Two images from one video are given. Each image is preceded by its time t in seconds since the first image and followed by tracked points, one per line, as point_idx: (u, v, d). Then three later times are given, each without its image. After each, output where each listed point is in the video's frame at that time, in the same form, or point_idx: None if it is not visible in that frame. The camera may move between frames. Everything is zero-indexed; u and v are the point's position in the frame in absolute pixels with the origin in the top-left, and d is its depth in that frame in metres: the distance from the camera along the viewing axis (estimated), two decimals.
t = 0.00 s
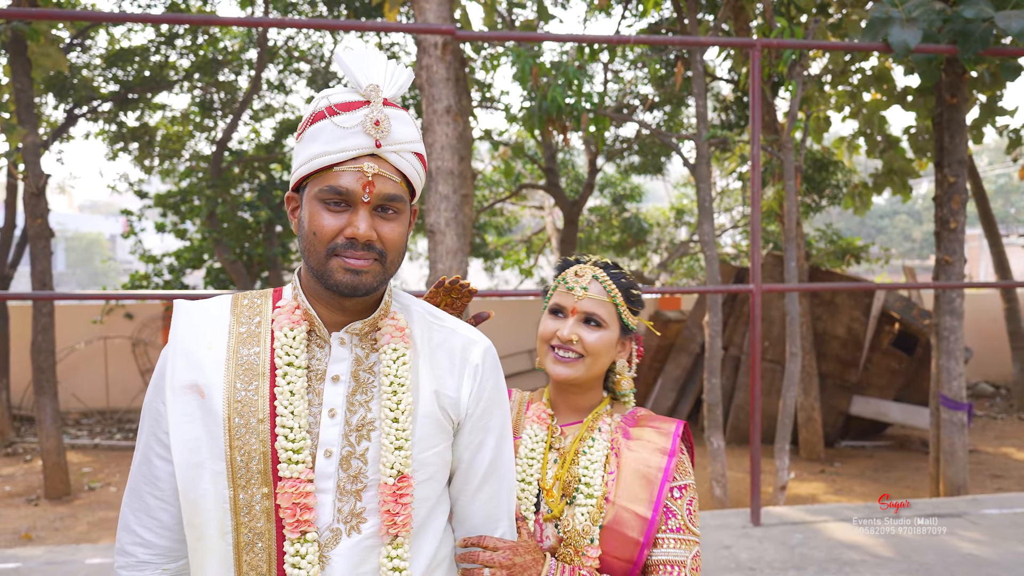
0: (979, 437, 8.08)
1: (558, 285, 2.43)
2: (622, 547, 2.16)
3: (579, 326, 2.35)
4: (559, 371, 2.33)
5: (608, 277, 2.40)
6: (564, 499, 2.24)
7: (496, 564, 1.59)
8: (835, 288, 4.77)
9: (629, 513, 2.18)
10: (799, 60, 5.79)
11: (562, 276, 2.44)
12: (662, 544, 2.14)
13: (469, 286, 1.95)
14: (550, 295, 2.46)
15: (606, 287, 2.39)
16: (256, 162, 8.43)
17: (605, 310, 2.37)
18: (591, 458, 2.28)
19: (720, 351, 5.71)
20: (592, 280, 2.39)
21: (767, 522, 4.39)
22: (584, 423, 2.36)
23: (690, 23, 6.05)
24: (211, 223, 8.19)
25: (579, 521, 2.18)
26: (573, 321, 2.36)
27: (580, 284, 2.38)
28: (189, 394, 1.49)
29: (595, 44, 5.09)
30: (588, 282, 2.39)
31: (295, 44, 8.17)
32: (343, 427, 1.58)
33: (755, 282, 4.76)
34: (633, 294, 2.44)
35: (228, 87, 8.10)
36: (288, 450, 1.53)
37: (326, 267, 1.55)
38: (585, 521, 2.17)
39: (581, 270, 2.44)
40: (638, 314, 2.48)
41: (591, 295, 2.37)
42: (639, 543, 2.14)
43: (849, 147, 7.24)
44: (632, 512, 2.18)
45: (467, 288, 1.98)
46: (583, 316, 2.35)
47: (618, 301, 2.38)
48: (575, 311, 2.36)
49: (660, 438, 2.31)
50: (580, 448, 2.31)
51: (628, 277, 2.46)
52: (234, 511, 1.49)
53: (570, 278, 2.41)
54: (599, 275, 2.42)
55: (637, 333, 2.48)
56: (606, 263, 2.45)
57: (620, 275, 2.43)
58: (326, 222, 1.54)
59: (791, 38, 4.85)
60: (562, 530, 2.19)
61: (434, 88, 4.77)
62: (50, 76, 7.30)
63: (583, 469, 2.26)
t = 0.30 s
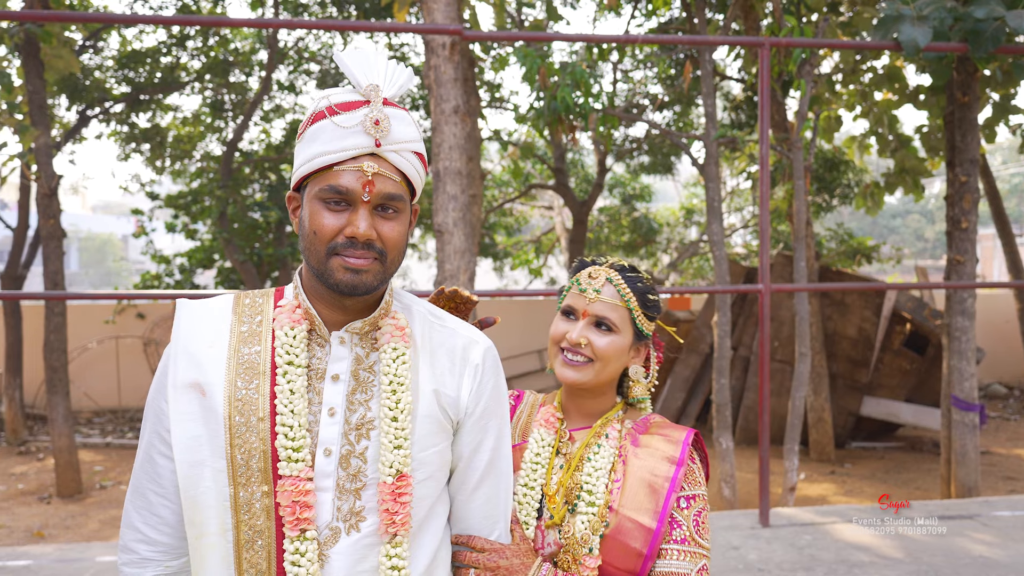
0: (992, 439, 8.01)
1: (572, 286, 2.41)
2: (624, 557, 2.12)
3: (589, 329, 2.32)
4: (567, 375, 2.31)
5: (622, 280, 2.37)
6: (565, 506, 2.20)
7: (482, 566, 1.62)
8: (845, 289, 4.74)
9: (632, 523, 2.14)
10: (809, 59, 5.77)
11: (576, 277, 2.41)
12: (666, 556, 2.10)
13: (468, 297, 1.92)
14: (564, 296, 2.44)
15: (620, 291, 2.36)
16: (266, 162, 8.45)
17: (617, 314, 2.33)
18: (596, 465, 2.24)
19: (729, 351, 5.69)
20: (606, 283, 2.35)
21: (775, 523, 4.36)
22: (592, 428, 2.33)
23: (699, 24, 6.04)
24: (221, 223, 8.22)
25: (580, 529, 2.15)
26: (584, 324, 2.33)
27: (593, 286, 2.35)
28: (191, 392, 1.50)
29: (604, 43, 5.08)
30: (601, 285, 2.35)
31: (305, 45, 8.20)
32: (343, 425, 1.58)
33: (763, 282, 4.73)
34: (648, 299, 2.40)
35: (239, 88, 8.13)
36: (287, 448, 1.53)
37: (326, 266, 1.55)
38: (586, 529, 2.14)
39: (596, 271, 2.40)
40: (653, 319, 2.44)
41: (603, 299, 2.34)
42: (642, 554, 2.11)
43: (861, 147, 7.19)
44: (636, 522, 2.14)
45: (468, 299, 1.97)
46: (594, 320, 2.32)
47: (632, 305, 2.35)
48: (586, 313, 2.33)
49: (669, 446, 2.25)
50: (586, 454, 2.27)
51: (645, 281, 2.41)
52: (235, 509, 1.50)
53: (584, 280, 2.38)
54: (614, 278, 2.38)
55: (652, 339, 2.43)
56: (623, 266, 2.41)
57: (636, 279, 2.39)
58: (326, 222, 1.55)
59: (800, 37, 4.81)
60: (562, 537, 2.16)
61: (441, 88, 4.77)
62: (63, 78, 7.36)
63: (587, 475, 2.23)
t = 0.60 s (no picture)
0: (1004, 440, 7.95)
1: (582, 287, 2.31)
2: (625, 565, 2.02)
3: (596, 332, 2.22)
4: (571, 377, 2.21)
5: (634, 283, 2.26)
6: (567, 510, 2.12)
7: (475, 566, 1.60)
8: (855, 289, 4.69)
9: (633, 531, 2.04)
10: (818, 58, 5.75)
11: (586, 278, 2.31)
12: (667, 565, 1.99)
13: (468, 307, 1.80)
14: (574, 296, 2.34)
15: (630, 294, 2.25)
16: (275, 163, 8.48)
17: (626, 319, 2.23)
18: (598, 470, 2.15)
19: (738, 351, 5.66)
20: (616, 285, 2.25)
21: (784, 525, 4.33)
22: (598, 432, 2.24)
23: (707, 23, 6.03)
24: (231, 224, 8.24)
25: (578, 535, 2.06)
26: (590, 326, 2.23)
27: (602, 288, 2.25)
28: (193, 390, 1.51)
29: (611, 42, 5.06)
30: (611, 287, 2.25)
31: (314, 46, 8.22)
32: (343, 424, 1.58)
33: (772, 282, 4.70)
34: (661, 304, 2.28)
35: (249, 89, 8.16)
36: (287, 446, 1.54)
37: (327, 265, 1.56)
38: (585, 534, 2.05)
39: (607, 272, 2.30)
40: (666, 325, 2.32)
41: (612, 302, 2.23)
42: (642, 563, 2.00)
43: (871, 146, 7.15)
44: (637, 528, 2.04)
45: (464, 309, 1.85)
46: (602, 323, 2.22)
47: (642, 310, 2.24)
48: (594, 315, 2.23)
49: (674, 452, 2.13)
50: (589, 458, 2.18)
51: (659, 285, 2.29)
52: (236, 506, 1.50)
53: (594, 281, 2.28)
54: (626, 281, 2.27)
55: (663, 345, 2.31)
56: (636, 269, 2.30)
57: (648, 282, 2.27)
58: (327, 221, 1.55)
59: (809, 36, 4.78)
60: (562, 543, 2.08)
61: (449, 88, 4.78)
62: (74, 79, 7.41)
63: (590, 480, 2.14)
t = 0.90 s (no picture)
0: (1016, 441, 7.89)
1: (592, 288, 2.29)
2: (624, 571, 2.02)
3: (601, 334, 2.20)
4: (574, 377, 2.20)
5: (644, 287, 2.23)
6: (567, 514, 2.12)
7: (473, 566, 1.61)
8: (865, 289, 4.66)
9: (633, 537, 2.03)
10: (827, 57, 5.72)
11: (597, 279, 2.29)
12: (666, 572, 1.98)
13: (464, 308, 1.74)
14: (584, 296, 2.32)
15: (640, 297, 2.22)
16: (284, 163, 8.51)
17: (633, 322, 2.20)
18: (599, 474, 2.14)
19: (746, 351, 5.65)
20: (626, 287, 2.22)
21: (793, 525, 4.31)
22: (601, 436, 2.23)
23: (716, 23, 6.01)
24: (241, 224, 8.26)
25: (577, 540, 2.07)
26: (597, 327, 2.21)
27: (611, 290, 2.23)
28: (194, 388, 1.52)
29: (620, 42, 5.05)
30: (620, 289, 2.23)
31: (324, 47, 8.25)
32: (342, 423, 1.59)
33: (781, 282, 4.67)
34: (672, 311, 2.25)
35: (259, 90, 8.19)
36: (286, 444, 1.54)
37: (329, 265, 1.56)
38: (583, 539, 2.06)
39: (619, 274, 2.28)
40: (677, 332, 2.28)
41: (620, 304, 2.21)
42: (641, 569, 2.00)
43: (883, 146, 7.11)
44: (637, 535, 2.03)
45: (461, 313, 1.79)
46: (608, 325, 2.20)
47: (650, 314, 2.21)
48: (600, 317, 2.21)
49: (677, 457, 2.11)
50: (591, 462, 2.18)
51: (671, 291, 2.26)
52: (236, 503, 1.51)
53: (605, 282, 2.26)
54: (637, 284, 2.25)
55: (671, 352, 2.28)
56: (649, 272, 2.27)
57: (660, 287, 2.24)
58: (329, 220, 1.55)
59: (818, 34, 4.75)
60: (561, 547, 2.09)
61: (456, 88, 4.78)
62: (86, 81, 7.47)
63: (590, 485, 2.13)
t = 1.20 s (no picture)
0: None
1: (600, 289, 2.26)
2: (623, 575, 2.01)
3: (605, 336, 2.17)
4: (576, 378, 2.18)
5: (652, 291, 2.19)
6: (567, 517, 2.12)
7: (473, 565, 1.61)
8: (873, 289, 4.63)
9: (634, 541, 2.02)
10: (835, 56, 5.69)
11: (606, 280, 2.26)
12: None
13: (466, 308, 1.74)
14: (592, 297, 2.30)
15: (646, 301, 2.18)
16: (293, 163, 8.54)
17: (638, 327, 2.16)
18: (601, 478, 2.14)
19: (753, 352, 5.64)
20: (634, 291, 2.19)
21: (800, 526, 4.30)
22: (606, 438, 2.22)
23: (723, 23, 5.99)
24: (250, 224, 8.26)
25: (576, 543, 2.07)
26: (601, 329, 2.19)
27: (618, 292, 2.20)
28: (196, 386, 1.53)
29: (628, 41, 5.03)
30: (627, 291, 2.19)
31: (332, 47, 8.28)
32: (342, 421, 1.59)
33: (788, 282, 4.65)
34: (679, 317, 2.20)
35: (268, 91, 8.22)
36: (286, 443, 1.55)
37: (334, 265, 1.57)
38: (582, 543, 2.06)
39: (629, 276, 2.24)
40: (685, 339, 2.23)
41: (626, 307, 2.17)
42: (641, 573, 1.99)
43: (892, 145, 7.07)
44: (637, 539, 2.02)
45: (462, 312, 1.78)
46: (613, 328, 2.17)
47: (656, 320, 2.17)
48: (606, 319, 2.18)
49: (680, 461, 2.09)
50: (593, 464, 2.18)
51: (679, 297, 2.21)
52: (236, 501, 1.52)
53: (613, 284, 2.23)
54: (645, 288, 2.21)
55: (677, 359, 2.23)
56: (658, 276, 2.23)
57: (668, 292, 2.20)
58: (334, 222, 1.56)
59: (827, 33, 4.72)
60: (561, 550, 2.09)
61: (463, 89, 4.79)
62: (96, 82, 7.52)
63: (592, 488, 2.13)
